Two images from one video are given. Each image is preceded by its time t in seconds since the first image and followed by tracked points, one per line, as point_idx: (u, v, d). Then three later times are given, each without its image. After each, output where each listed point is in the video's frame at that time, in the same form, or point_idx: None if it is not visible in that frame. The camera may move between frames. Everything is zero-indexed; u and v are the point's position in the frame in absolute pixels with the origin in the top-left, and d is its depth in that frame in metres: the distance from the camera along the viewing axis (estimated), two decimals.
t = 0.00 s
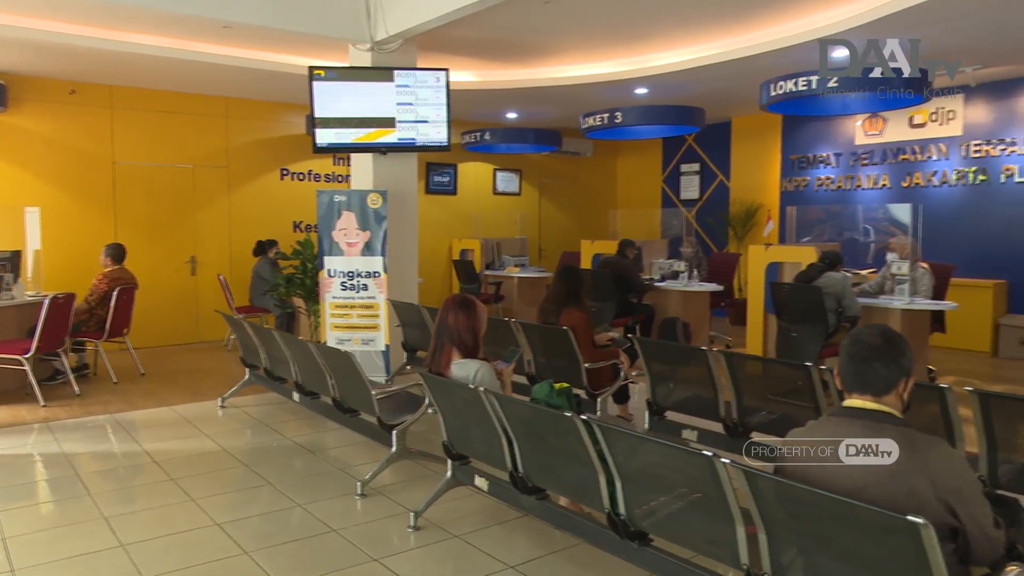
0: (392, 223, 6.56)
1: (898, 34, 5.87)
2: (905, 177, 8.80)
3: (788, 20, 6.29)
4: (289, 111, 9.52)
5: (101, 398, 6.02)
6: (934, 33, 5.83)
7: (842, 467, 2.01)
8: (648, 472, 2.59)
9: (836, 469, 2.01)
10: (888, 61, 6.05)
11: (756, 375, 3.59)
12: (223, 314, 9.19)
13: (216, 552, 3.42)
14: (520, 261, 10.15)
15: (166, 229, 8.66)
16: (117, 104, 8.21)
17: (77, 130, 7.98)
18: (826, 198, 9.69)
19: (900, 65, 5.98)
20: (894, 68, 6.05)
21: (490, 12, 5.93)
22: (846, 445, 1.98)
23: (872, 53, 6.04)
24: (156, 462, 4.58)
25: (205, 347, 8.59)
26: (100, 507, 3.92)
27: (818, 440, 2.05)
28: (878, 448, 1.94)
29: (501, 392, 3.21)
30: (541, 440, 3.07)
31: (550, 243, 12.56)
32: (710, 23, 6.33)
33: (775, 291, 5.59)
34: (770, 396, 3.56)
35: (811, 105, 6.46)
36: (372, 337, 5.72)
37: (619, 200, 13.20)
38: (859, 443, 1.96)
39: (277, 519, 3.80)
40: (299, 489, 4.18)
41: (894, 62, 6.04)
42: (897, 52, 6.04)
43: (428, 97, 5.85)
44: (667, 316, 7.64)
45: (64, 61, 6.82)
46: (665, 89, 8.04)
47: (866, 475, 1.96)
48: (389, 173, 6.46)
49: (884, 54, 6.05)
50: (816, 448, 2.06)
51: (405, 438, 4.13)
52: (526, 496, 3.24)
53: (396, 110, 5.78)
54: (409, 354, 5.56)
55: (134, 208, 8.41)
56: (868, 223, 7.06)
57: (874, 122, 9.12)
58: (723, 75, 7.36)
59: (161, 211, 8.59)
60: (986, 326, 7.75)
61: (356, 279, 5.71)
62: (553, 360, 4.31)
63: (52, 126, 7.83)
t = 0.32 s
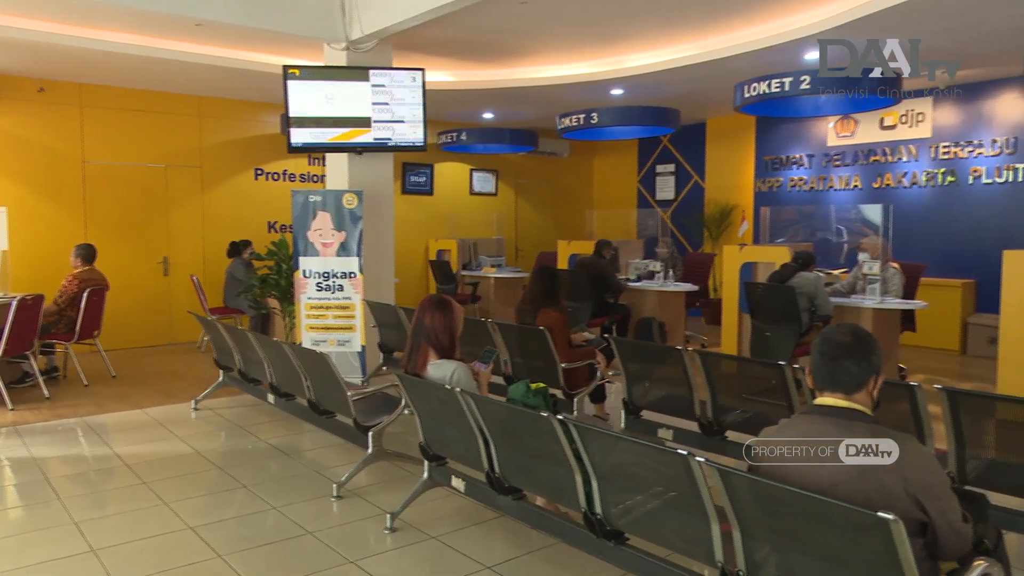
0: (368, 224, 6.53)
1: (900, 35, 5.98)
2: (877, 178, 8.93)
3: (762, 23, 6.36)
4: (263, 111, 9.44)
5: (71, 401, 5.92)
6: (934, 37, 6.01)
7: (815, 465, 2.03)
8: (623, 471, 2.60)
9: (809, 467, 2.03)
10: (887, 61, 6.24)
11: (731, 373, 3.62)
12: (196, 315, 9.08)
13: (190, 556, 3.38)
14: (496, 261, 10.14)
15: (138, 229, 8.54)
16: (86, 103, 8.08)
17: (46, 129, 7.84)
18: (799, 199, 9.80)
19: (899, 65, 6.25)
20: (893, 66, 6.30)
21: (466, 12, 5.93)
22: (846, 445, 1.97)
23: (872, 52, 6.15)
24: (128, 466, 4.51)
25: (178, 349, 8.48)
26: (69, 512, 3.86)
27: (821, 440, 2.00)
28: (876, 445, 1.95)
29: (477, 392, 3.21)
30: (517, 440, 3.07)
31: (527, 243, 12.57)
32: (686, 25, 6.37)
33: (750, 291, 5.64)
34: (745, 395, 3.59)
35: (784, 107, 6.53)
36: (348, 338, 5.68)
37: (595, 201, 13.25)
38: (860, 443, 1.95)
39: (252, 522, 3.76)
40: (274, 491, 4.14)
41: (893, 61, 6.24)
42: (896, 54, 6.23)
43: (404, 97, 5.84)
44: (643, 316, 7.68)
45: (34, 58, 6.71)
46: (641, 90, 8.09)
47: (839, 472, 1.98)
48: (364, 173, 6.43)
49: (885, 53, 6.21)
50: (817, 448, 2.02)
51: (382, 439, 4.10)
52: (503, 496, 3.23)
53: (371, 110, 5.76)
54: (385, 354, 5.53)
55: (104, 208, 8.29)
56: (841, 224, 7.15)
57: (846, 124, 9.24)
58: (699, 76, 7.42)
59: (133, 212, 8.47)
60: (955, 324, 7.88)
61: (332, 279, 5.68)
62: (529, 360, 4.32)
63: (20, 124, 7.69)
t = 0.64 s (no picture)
0: (347, 225, 6.50)
1: (900, 35, 6.01)
2: (852, 179, 9.05)
3: (740, 25, 6.42)
4: (241, 110, 9.37)
5: (44, 404, 5.83)
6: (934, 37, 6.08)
7: (790, 463, 2.05)
8: (602, 471, 2.60)
9: (784, 465, 2.05)
10: (887, 62, 6.24)
11: (709, 373, 3.64)
12: (172, 316, 8.99)
13: (167, 560, 3.34)
14: (476, 262, 10.14)
15: (112, 230, 8.43)
16: (59, 101, 7.97)
17: (17, 128, 7.72)
18: (776, 199, 9.90)
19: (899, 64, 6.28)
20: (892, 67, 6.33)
21: (445, 12, 5.92)
22: (846, 445, 1.96)
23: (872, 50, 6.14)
24: (103, 470, 4.46)
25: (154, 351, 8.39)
26: (42, 517, 3.80)
27: (823, 439, 1.99)
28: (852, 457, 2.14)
29: (456, 393, 3.21)
30: (496, 440, 3.06)
31: (506, 244, 12.58)
32: (666, 26, 6.41)
33: (727, 291, 5.68)
34: (723, 394, 3.62)
35: (761, 108, 6.59)
36: (327, 339, 5.65)
37: (574, 201, 13.29)
38: (859, 443, 1.95)
39: (230, 525, 3.72)
40: (252, 494, 4.11)
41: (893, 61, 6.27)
42: (897, 53, 6.24)
43: (382, 97, 5.82)
44: (622, 316, 7.71)
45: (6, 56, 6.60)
46: (620, 91, 8.12)
47: (815, 471, 2.01)
48: (343, 174, 6.40)
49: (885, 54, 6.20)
50: (817, 448, 2.00)
51: (361, 440, 4.08)
52: (483, 497, 3.23)
53: (349, 110, 5.73)
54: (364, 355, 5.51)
55: (78, 208, 8.17)
56: (818, 224, 7.22)
57: (821, 126, 9.35)
58: (678, 78, 7.46)
59: (107, 212, 8.36)
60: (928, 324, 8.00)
61: (310, 280, 5.64)
62: (509, 361, 4.32)
63: None
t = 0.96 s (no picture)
0: (326, 225, 6.46)
1: (900, 36, 5.96)
2: (829, 181, 9.15)
3: (719, 27, 6.47)
4: (218, 110, 9.29)
5: (17, 407, 5.73)
6: (934, 38, 6.06)
7: (768, 463, 2.07)
8: (582, 471, 2.61)
9: (762, 464, 2.06)
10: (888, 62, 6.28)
11: (689, 373, 3.67)
12: (149, 318, 8.89)
13: (143, 565, 3.30)
14: (457, 262, 10.13)
15: (87, 231, 8.31)
16: (31, 100, 7.84)
17: None
18: (754, 200, 9.98)
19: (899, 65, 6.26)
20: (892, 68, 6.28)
21: (426, 12, 5.90)
22: (846, 445, 2.00)
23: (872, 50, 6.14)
24: (78, 474, 4.39)
25: (130, 353, 8.29)
26: (15, 522, 3.74)
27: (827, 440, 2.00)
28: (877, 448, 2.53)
29: (437, 394, 3.20)
30: (476, 441, 3.06)
31: (487, 245, 12.57)
32: (646, 27, 6.44)
33: (706, 291, 5.72)
34: (703, 394, 3.64)
35: (740, 110, 6.64)
36: (306, 341, 5.62)
37: (554, 202, 13.32)
38: (859, 444, 2.00)
39: (208, 529, 3.68)
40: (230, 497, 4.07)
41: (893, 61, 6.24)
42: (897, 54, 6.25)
43: (361, 97, 5.80)
44: (603, 316, 7.74)
45: None
46: (600, 92, 8.15)
47: (792, 470, 2.02)
48: (322, 174, 6.36)
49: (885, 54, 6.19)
50: (819, 448, 2.00)
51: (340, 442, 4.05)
52: (463, 498, 3.22)
53: (329, 109, 5.70)
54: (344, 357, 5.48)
55: (52, 209, 8.05)
56: (796, 224, 7.28)
57: (799, 127, 9.45)
58: (658, 79, 7.51)
59: (81, 212, 8.24)
60: (903, 323, 8.11)
61: (289, 281, 5.60)
62: (490, 361, 4.32)
63: None
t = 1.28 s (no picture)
0: (304, 226, 6.42)
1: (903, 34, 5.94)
2: (805, 182, 9.25)
3: (697, 28, 6.51)
4: (194, 109, 9.20)
5: None
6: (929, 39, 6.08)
7: (746, 461, 2.08)
8: (561, 471, 2.61)
9: (740, 463, 2.08)
10: (887, 62, 6.22)
11: (667, 372, 3.69)
12: (123, 319, 8.78)
13: (119, 569, 3.26)
14: (436, 263, 10.11)
15: (59, 232, 8.18)
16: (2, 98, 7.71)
17: None
18: (732, 201, 10.07)
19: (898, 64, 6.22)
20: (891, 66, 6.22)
21: (405, 12, 5.87)
22: (849, 441, 2.17)
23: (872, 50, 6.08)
24: (51, 479, 4.32)
25: (105, 356, 8.17)
26: None
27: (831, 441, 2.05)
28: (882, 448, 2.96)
29: (416, 395, 3.19)
30: (456, 441, 3.05)
31: (467, 246, 12.55)
32: (626, 28, 6.47)
33: (685, 291, 5.75)
34: (682, 393, 3.66)
35: (718, 111, 6.68)
36: (284, 342, 5.58)
37: (534, 202, 13.33)
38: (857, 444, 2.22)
39: (184, 532, 3.65)
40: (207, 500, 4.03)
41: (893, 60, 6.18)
42: (897, 54, 6.19)
43: (340, 97, 5.77)
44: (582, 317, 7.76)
45: None
46: (579, 93, 8.17)
47: (769, 468, 2.04)
48: (300, 174, 6.32)
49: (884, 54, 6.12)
50: (824, 449, 2.04)
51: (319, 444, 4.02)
52: (443, 499, 3.21)
53: (307, 109, 5.67)
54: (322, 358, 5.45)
55: (24, 209, 7.92)
56: (773, 225, 7.34)
57: (776, 129, 9.55)
58: (638, 80, 7.54)
59: (54, 213, 8.11)
60: (878, 323, 8.22)
61: (267, 282, 5.56)
62: (469, 362, 4.31)
63: None
